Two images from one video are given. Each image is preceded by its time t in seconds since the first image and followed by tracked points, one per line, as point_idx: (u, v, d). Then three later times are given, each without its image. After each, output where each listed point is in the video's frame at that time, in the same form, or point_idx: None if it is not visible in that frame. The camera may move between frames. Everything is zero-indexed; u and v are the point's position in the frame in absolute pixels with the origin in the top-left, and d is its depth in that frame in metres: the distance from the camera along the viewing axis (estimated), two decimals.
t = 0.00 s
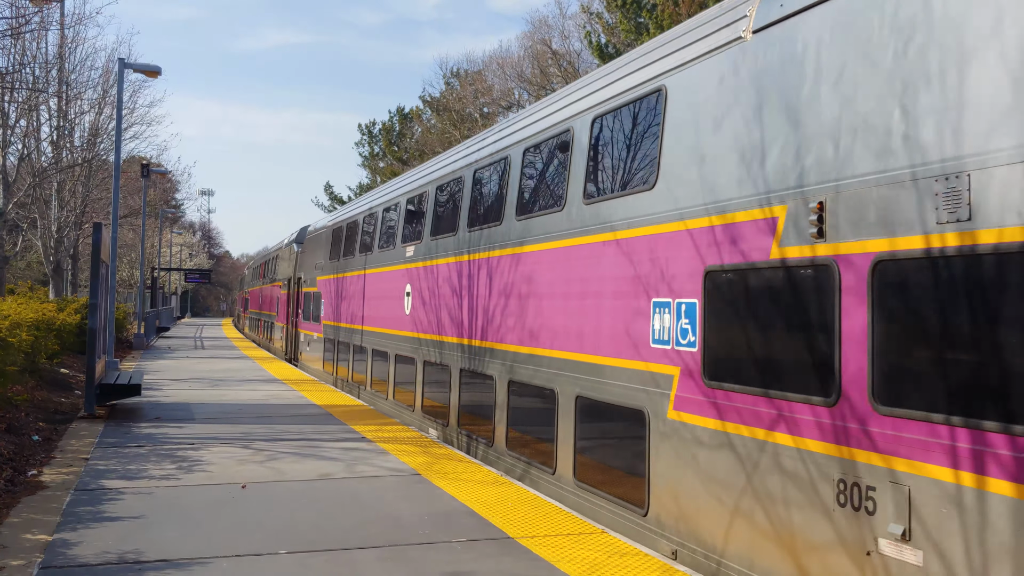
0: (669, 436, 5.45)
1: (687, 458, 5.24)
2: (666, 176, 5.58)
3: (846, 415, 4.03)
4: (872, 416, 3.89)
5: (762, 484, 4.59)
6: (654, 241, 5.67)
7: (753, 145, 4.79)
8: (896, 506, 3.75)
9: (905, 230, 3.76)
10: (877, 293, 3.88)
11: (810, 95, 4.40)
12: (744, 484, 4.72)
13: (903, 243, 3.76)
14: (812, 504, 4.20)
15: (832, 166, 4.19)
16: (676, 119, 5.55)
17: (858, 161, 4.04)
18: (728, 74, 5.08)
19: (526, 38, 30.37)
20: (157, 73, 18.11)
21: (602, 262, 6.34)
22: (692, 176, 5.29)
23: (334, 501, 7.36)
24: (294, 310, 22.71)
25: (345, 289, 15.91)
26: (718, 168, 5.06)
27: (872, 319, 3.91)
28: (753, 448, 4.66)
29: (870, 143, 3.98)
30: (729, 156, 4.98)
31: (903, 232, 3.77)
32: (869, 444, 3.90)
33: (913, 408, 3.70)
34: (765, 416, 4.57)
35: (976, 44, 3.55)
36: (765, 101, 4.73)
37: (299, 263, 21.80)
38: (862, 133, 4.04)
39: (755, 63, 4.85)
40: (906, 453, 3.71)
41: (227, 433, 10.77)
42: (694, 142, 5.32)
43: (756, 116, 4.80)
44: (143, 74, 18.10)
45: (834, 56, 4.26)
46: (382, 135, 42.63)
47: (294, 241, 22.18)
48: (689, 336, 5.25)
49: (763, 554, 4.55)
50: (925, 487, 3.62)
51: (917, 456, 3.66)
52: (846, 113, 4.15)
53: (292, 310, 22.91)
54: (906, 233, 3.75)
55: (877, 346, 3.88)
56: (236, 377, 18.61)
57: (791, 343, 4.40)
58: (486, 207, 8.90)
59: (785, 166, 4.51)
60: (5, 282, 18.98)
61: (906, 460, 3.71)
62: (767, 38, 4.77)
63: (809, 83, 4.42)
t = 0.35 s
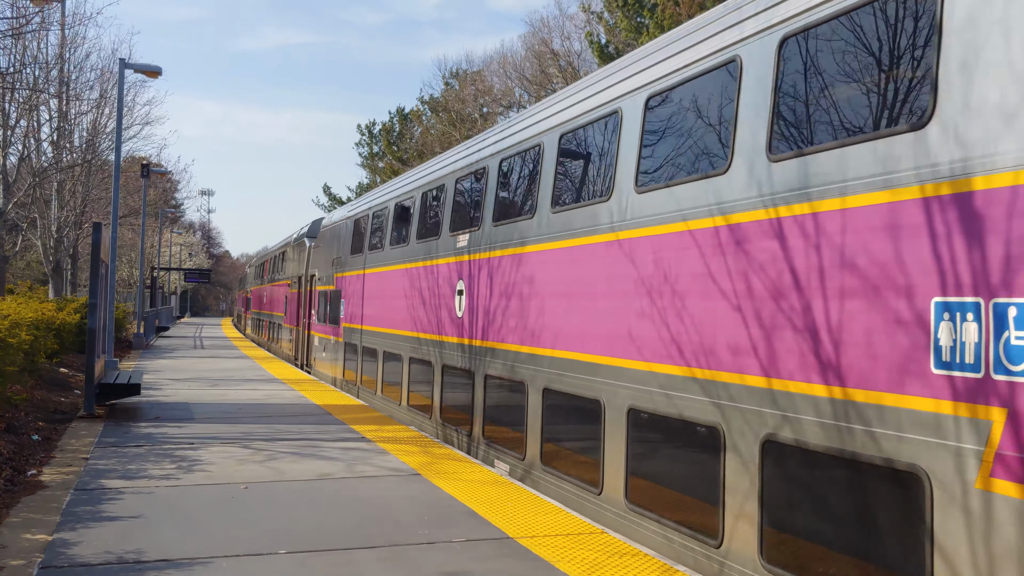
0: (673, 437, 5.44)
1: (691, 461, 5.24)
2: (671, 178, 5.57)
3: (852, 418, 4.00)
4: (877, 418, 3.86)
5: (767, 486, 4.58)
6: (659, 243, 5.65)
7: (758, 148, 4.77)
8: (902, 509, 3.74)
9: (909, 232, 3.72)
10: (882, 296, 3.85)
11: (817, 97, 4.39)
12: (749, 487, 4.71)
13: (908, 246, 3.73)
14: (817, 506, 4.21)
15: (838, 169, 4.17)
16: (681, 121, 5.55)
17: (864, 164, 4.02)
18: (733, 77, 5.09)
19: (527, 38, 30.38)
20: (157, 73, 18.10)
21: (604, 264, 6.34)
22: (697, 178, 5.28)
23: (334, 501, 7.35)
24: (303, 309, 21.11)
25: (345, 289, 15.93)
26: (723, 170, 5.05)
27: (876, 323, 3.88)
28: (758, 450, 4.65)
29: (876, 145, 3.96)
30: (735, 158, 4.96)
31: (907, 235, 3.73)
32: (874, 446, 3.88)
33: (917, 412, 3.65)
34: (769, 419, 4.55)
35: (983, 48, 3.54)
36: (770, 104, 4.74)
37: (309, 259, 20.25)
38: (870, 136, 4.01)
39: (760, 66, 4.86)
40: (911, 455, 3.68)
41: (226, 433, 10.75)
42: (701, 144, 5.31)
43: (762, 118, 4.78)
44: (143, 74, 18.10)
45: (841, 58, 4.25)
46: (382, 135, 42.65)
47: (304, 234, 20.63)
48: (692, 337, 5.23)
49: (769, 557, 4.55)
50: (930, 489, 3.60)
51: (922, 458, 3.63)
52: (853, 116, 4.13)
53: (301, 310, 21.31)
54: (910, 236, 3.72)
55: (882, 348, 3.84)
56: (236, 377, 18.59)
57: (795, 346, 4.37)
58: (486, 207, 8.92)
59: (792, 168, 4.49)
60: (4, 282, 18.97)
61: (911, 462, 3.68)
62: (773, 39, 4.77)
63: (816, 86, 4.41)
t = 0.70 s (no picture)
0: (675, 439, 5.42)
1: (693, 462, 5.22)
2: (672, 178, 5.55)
3: (854, 418, 3.99)
4: (880, 419, 3.84)
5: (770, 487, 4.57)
6: (661, 243, 5.64)
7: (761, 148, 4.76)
8: (907, 511, 3.73)
9: (914, 233, 3.71)
10: (885, 298, 3.83)
11: (821, 100, 4.37)
12: (751, 488, 4.71)
13: (912, 248, 3.71)
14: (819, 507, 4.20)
15: (842, 172, 4.16)
16: (682, 120, 5.54)
17: (870, 166, 4.00)
18: (737, 77, 5.08)
19: (527, 38, 30.37)
20: (157, 73, 18.10)
21: (605, 264, 6.33)
22: (699, 178, 5.26)
23: (334, 501, 7.34)
24: (316, 310, 19.05)
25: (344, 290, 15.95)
26: (726, 170, 5.03)
27: (879, 324, 3.86)
28: (760, 450, 4.64)
29: (881, 149, 3.94)
30: (738, 160, 4.94)
31: (912, 238, 3.72)
32: (877, 447, 3.87)
33: (922, 415, 3.63)
34: (771, 421, 4.53)
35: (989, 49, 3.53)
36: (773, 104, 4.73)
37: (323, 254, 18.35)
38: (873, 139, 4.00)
39: (763, 66, 4.84)
40: (914, 455, 3.67)
41: (227, 433, 10.74)
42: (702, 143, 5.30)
43: (766, 119, 4.77)
44: (143, 74, 18.08)
45: (844, 59, 4.25)
46: (382, 135, 42.65)
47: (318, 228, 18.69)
48: (694, 338, 5.22)
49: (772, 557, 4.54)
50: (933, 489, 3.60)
51: (926, 459, 3.62)
52: (857, 118, 4.12)
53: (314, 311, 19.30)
54: (915, 238, 3.70)
55: (885, 350, 3.83)
56: (236, 377, 18.59)
57: (797, 347, 4.37)
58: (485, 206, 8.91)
59: (795, 168, 4.48)
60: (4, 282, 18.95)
61: (914, 463, 3.67)
62: (777, 40, 4.76)
63: (819, 90, 4.40)
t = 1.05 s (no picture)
0: (676, 439, 5.41)
1: (694, 461, 5.21)
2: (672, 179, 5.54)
3: (856, 419, 3.98)
4: (883, 420, 3.84)
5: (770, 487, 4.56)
6: (661, 243, 5.63)
7: (762, 149, 4.75)
8: (909, 511, 3.72)
9: (915, 234, 3.71)
10: (887, 299, 3.83)
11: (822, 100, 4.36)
12: (751, 488, 4.70)
13: (914, 248, 3.71)
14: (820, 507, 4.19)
15: (844, 172, 4.15)
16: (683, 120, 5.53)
17: (871, 166, 3.99)
18: (738, 77, 5.06)
19: (527, 38, 30.37)
20: (157, 73, 18.09)
21: (605, 264, 6.33)
22: (700, 178, 5.25)
23: (335, 501, 7.33)
24: (332, 310, 17.19)
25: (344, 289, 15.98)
26: (727, 170, 5.02)
27: (880, 325, 3.86)
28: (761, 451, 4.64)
29: (883, 149, 3.93)
30: (740, 160, 4.93)
31: (914, 239, 3.71)
32: (879, 447, 3.86)
33: (924, 416, 3.63)
34: (773, 421, 4.53)
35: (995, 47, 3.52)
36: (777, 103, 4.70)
37: (343, 249, 16.48)
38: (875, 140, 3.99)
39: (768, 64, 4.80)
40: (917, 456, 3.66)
41: (227, 433, 10.73)
42: (703, 144, 5.29)
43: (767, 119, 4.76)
44: (143, 74, 18.07)
45: (846, 57, 4.23)
46: (382, 135, 42.66)
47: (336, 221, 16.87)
48: (695, 338, 5.21)
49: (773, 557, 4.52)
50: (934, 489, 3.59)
51: (928, 460, 3.61)
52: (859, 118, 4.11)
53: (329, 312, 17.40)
54: (917, 239, 3.70)
55: (887, 351, 3.82)
56: (236, 377, 18.57)
57: (799, 347, 4.36)
58: (485, 205, 8.89)
59: (797, 169, 4.47)
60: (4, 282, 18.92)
61: (917, 463, 3.67)
62: (779, 39, 4.74)
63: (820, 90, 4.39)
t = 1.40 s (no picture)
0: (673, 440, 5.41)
1: (693, 461, 5.21)
2: (670, 178, 5.56)
3: (855, 419, 3.99)
4: (882, 422, 3.84)
5: (771, 487, 4.55)
6: (660, 241, 5.63)
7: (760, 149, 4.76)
8: (908, 511, 3.73)
9: (914, 234, 3.71)
10: (889, 300, 3.82)
11: (820, 101, 4.35)
12: (751, 485, 4.69)
13: (913, 248, 3.71)
14: (820, 508, 4.18)
15: (842, 173, 4.15)
16: (680, 121, 5.53)
17: (871, 165, 3.99)
18: (736, 78, 5.06)
19: (528, 38, 30.36)
20: (157, 73, 18.09)
21: (604, 264, 6.33)
22: (697, 178, 5.27)
23: (335, 501, 7.33)
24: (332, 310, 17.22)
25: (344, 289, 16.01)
26: (724, 170, 5.04)
27: (880, 325, 3.86)
28: (760, 450, 4.64)
29: (883, 146, 3.93)
30: (738, 161, 4.93)
31: (913, 239, 3.72)
32: (879, 447, 3.86)
33: (921, 414, 3.64)
34: (772, 420, 4.52)
35: (993, 48, 3.52)
36: (775, 103, 4.70)
37: (366, 242, 14.51)
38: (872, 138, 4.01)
39: (766, 63, 4.81)
40: (915, 455, 3.67)
41: (227, 433, 10.73)
42: (699, 145, 5.31)
43: (764, 120, 4.78)
44: (143, 74, 18.07)
45: (845, 60, 4.23)
46: (382, 135, 42.68)
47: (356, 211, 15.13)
48: (694, 338, 5.21)
49: (771, 553, 4.53)
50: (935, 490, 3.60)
51: (927, 458, 3.62)
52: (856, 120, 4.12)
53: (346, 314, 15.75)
54: (916, 239, 3.70)
55: (887, 351, 3.82)
56: (236, 377, 18.57)
57: (798, 347, 4.37)
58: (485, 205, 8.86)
59: (795, 169, 4.47)
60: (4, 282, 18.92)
61: (917, 462, 3.67)
62: (775, 40, 4.76)
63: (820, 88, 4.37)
